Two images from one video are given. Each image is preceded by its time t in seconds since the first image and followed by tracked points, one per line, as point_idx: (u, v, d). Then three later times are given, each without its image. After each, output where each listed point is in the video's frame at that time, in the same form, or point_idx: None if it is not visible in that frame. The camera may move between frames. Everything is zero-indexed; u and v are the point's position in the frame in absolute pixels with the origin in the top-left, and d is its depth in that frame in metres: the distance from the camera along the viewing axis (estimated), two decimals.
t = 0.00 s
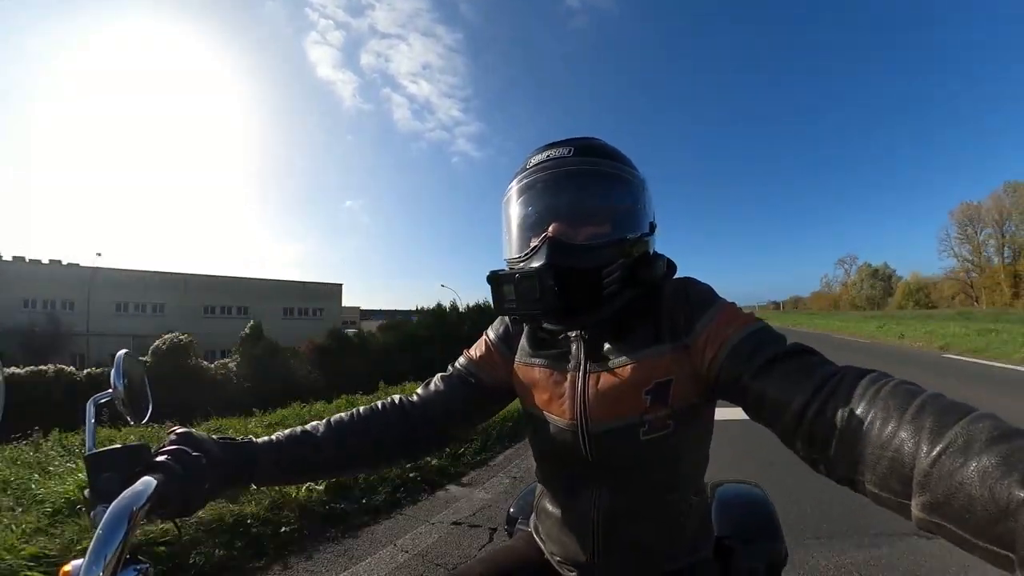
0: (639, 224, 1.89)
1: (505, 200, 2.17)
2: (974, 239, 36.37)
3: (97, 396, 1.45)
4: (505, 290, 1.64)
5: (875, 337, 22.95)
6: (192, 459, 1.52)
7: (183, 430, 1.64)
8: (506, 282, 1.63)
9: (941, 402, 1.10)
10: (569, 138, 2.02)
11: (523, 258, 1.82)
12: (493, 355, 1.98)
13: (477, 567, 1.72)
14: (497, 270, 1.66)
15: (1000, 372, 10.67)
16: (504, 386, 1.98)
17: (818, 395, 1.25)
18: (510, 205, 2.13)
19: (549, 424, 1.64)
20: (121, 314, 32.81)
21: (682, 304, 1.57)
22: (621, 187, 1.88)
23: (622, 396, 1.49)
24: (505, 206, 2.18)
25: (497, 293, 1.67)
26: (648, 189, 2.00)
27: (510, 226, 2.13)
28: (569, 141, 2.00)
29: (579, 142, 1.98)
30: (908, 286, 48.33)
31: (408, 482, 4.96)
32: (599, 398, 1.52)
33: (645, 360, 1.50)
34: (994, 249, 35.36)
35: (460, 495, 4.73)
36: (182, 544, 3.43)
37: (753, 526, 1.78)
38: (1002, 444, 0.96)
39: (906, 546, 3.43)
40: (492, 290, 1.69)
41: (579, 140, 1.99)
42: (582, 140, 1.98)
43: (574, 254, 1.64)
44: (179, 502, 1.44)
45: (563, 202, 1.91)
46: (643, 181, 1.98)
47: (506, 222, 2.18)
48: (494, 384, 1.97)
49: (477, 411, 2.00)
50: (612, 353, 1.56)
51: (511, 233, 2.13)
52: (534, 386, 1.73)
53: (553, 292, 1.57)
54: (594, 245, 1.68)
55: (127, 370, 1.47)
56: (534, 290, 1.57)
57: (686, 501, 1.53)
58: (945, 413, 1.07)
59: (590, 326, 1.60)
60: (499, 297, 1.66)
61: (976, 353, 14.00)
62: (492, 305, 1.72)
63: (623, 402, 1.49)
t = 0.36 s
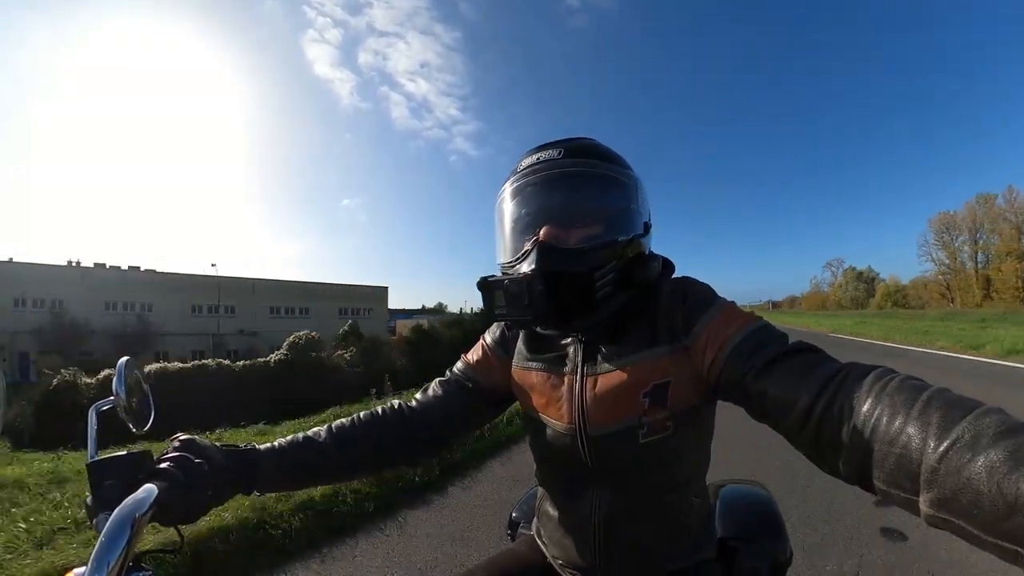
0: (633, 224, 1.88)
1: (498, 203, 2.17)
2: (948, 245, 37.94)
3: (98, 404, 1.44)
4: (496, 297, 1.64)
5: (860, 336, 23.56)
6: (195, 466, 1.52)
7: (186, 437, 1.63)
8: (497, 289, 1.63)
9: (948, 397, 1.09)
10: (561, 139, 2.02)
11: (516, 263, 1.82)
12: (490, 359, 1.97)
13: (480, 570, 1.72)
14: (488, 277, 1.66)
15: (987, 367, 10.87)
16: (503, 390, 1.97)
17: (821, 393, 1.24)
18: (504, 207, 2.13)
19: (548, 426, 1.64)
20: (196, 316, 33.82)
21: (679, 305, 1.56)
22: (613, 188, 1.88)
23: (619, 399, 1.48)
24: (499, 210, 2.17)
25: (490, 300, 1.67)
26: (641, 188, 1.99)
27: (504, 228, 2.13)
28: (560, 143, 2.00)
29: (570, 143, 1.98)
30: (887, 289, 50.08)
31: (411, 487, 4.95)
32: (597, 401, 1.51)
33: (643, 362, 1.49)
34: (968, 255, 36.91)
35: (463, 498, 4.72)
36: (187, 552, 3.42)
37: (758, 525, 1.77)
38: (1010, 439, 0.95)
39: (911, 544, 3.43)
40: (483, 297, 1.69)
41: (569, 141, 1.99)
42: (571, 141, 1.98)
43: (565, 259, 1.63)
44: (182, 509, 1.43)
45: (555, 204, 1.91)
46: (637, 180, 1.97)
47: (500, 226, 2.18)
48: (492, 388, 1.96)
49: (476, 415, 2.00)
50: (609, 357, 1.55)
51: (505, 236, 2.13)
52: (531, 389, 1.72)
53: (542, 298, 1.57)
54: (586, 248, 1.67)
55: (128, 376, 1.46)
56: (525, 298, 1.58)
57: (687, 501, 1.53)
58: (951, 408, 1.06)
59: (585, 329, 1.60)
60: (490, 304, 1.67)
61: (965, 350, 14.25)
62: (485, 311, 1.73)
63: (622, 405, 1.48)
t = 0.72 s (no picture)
0: (633, 223, 1.88)
1: (499, 203, 2.17)
2: (925, 251, 39.36)
3: (98, 403, 1.45)
4: (499, 297, 1.64)
5: (843, 334, 24.23)
6: (196, 465, 1.52)
7: (187, 436, 1.64)
8: (500, 288, 1.63)
9: (943, 395, 1.09)
10: (560, 139, 2.02)
11: (518, 262, 1.82)
12: (491, 357, 1.98)
13: (480, 568, 1.72)
14: (492, 276, 1.66)
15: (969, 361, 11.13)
16: (504, 387, 1.97)
17: (817, 390, 1.24)
18: (505, 207, 2.13)
19: (548, 424, 1.65)
20: (264, 316, 34.58)
21: (678, 303, 1.57)
22: (612, 186, 1.88)
23: (620, 397, 1.49)
24: (500, 209, 2.18)
25: (493, 299, 1.67)
26: (640, 187, 2.00)
27: (504, 228, 2.14)
28: (560, 143, 2.00)
29: (570, 143, 1.98)
30: (871, 290, 51.55)
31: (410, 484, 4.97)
32: (598, 399, 1.52)
33: (644, 360, 1.49)
34: (943, 260, 38.38)
35: (463, 495, 4.72)
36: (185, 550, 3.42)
37: (757, 523, 1.78)
38: (1005, 437, 0.96)
39: (911, 541, 3.43)
40: (486, 297, 1.70)
41: (569, 141, 1.99)
42: (571, 141, 1.99)
43: (567, 259, 1.63)
44: (183, 508, 1.43)
45: (555, 204, 1.91)
46: (636, 180, 1.98)
47: (501, 225, 2.18)
48: (493, 386, 1.97)
49: (477, 413, 2.00)
50: (610, 354, 1.56)
51: (505, 236, 2.14)
52: (532, 386, 1.73)
53: (545, 297, 1.57)
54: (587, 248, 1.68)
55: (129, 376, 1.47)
56: (529, 297, 1.58)
57: (687, 498, 1.53)
58: (946, 405, 1.07)
59: (587, 327, 1.60)
60: (494, 303, 1.67)
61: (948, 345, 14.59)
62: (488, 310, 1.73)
63: (622, 401, 1.49)
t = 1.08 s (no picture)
0: (635, 224, 1.88)
1: (501, 202, 2.17)
2: (907, 257, 40.44)
3: (98, 403, 1.45)
4: (501, 296, 1.64)
5: (828, 334, 24.75)
6: (196, 464, 1.52)
7: (187, 436, 1.64)
8: (502, 287, 1.63)
9: (943, 396, 1.09)
10: (564, 139, 2.02)
11: (521, 261, 1.82)
12: (493, 356, 1.97)
13: (480, 568, 1.72)
14: (493, 275, 1.66)
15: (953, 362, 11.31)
16: (505, 387, 1.97)
17: (819, 391, 1.24)
18: (507, 206, 2.13)
19: (549, 423, 1.65)
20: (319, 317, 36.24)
21: (680, 304, 1.57)
22: (615, 186, 1.88)
23: (621, 397, 1.49)
24: (502, 207, 2.18)
25: (494, 298, 1.67)
26: (643, 187, 1.99)
27: (508, 227, 2.14)
28: (564, 142, 2.00)
29: (573, 143, 1.98)
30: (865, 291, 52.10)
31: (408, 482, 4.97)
32: (599, 399, 1.52)
33: (646, 360, 1.49)
34: (924, 266, 39.51)
35: (462, 495, 4.72)
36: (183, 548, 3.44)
37: (757, 523, 1.78)
38: (1006, 438, 0.96)
39: (909, 541, 3.44)
40: (488, 296, 1.69)
41: (573, 140, 1.99)
42: (575, 140, 1.99)
43: (569, 258, 1.63)
44: (184, 507, 1.44)
45: (559, 203, 1.91)
46: (640, 180, 1.98)
47: (504, 224, 2.18)
48: (494, 385, 1.97)
49: (477, 413, 2.00)
50: (612, 355, 1.56)
51: (509, 234, 2.14)
52: (533, 386, 1.73)
53: (548, 296, 1.56)
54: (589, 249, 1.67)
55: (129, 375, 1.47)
56: (530, 296, 1.57)
57: (687, 498, 1.53)
58: (947, 406, 1.07)
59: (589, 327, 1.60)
60: (496, 303, 1.67)
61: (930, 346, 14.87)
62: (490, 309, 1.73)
63: (624, 401, 1.49)
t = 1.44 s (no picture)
0: (633, 229, 1.87)
1: (500, 206, 2.17)
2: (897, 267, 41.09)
3: (97, 394, 1.45)
4: (498, 301, 1.64)
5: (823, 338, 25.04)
6: (193, 458, 1.52)
7: (184, 429, 1.64)
8: (499, 292, 1.63)
9: (943, 410, 1.09)
10: (561, 143, 2.01)
11: (519, 265, 1.82)
12: (490, 359, 1.97)
13: (474, 569, 1.72)
14: (491, 281, 1.66)
15: (937, 363, 11.43)
16: (502, 390, 1.97)
17: (817, 401, 1.24)
18: (506, 210, 2.13)
19: (545, 427, 1.65)
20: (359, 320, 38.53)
21: (680, 310, 1.56)
22: (613, 191, 1.87)
23: (618, 402, 1.48)
24: (501, 212, 2.18)
25: (492, 303, 1.67)
26: (641, 192, 1.98)
27: (506, 231, 2.14)
28: (562, 146, 2.00)
29: (571, 148, 1.97)
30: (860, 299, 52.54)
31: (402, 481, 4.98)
32: (597, 404, 1.51)
33: (644, 366, 1.49)
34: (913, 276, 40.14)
35: (458, 496, 4.72)
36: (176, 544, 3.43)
37: (753, 533, 1.77)
38: (1007, 454, 0.95)
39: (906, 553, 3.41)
40: (485, 300, 1.70)
41: (571, 145, 1.98)
42: (573, 144, 1.98)
43: (568, 264, 1.63)
44: (181, 501, 1.44)
45: (557, 208, 1.91)
46: (639, 185, 1.97)
47: (502, 228, 2.18)
48: (492, 388, 1.96)
49: (475, 416, 1.99)
50: (610, 360, 1.55)
51: (507, 238, 2.14)
52: (530, 390, 1.73)
53: (544, 301, 1.55)
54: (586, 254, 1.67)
55: (129, 368, 1.47)
56: (526, 301, 1.57)
57: (684, 506, 1.53)
58: (948, 421, 1.06)
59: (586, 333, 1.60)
60: (492, 307, 1.67)
61: (913, 349, 15.05)
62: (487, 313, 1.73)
63: (621, 407, 1.48)
